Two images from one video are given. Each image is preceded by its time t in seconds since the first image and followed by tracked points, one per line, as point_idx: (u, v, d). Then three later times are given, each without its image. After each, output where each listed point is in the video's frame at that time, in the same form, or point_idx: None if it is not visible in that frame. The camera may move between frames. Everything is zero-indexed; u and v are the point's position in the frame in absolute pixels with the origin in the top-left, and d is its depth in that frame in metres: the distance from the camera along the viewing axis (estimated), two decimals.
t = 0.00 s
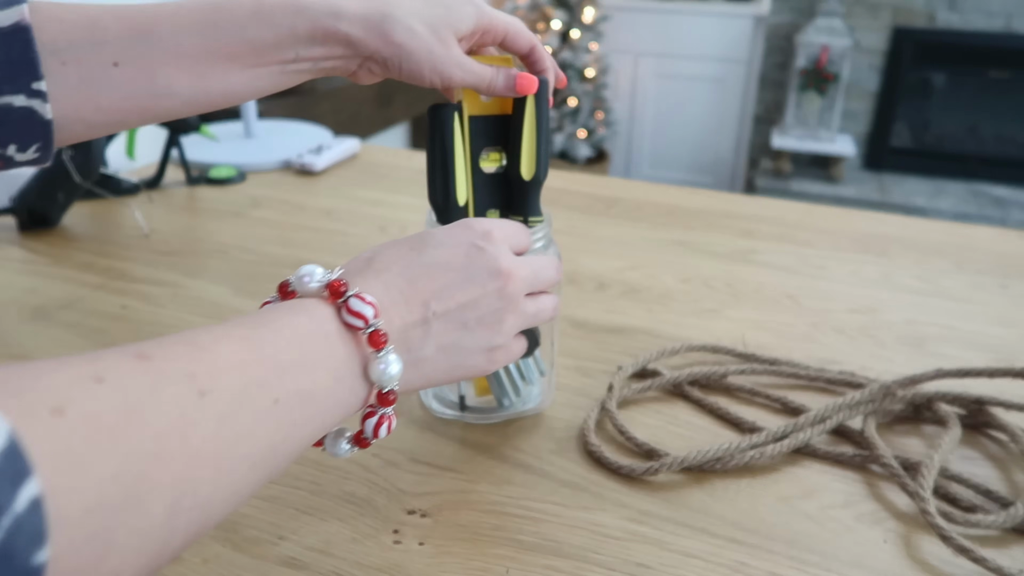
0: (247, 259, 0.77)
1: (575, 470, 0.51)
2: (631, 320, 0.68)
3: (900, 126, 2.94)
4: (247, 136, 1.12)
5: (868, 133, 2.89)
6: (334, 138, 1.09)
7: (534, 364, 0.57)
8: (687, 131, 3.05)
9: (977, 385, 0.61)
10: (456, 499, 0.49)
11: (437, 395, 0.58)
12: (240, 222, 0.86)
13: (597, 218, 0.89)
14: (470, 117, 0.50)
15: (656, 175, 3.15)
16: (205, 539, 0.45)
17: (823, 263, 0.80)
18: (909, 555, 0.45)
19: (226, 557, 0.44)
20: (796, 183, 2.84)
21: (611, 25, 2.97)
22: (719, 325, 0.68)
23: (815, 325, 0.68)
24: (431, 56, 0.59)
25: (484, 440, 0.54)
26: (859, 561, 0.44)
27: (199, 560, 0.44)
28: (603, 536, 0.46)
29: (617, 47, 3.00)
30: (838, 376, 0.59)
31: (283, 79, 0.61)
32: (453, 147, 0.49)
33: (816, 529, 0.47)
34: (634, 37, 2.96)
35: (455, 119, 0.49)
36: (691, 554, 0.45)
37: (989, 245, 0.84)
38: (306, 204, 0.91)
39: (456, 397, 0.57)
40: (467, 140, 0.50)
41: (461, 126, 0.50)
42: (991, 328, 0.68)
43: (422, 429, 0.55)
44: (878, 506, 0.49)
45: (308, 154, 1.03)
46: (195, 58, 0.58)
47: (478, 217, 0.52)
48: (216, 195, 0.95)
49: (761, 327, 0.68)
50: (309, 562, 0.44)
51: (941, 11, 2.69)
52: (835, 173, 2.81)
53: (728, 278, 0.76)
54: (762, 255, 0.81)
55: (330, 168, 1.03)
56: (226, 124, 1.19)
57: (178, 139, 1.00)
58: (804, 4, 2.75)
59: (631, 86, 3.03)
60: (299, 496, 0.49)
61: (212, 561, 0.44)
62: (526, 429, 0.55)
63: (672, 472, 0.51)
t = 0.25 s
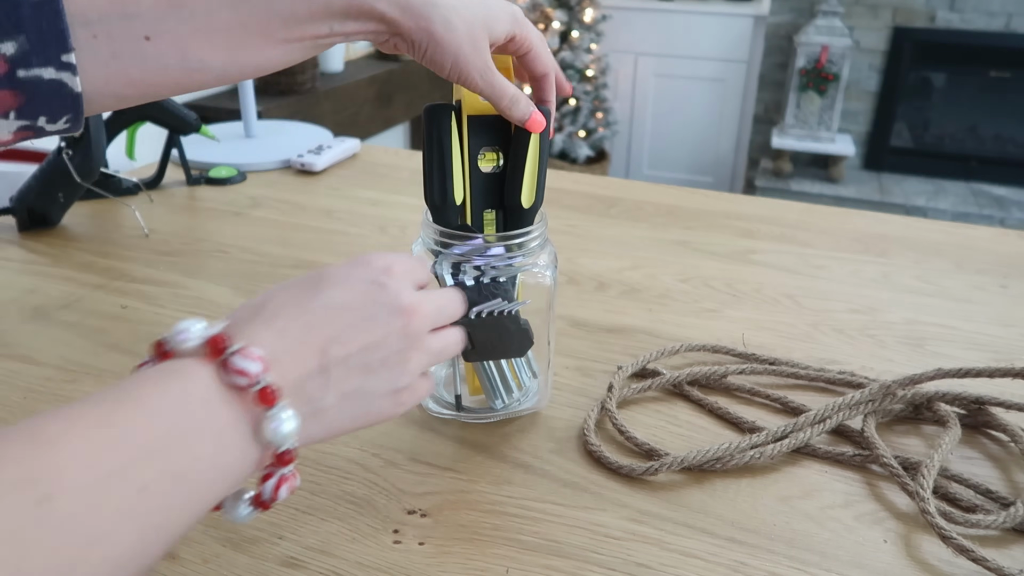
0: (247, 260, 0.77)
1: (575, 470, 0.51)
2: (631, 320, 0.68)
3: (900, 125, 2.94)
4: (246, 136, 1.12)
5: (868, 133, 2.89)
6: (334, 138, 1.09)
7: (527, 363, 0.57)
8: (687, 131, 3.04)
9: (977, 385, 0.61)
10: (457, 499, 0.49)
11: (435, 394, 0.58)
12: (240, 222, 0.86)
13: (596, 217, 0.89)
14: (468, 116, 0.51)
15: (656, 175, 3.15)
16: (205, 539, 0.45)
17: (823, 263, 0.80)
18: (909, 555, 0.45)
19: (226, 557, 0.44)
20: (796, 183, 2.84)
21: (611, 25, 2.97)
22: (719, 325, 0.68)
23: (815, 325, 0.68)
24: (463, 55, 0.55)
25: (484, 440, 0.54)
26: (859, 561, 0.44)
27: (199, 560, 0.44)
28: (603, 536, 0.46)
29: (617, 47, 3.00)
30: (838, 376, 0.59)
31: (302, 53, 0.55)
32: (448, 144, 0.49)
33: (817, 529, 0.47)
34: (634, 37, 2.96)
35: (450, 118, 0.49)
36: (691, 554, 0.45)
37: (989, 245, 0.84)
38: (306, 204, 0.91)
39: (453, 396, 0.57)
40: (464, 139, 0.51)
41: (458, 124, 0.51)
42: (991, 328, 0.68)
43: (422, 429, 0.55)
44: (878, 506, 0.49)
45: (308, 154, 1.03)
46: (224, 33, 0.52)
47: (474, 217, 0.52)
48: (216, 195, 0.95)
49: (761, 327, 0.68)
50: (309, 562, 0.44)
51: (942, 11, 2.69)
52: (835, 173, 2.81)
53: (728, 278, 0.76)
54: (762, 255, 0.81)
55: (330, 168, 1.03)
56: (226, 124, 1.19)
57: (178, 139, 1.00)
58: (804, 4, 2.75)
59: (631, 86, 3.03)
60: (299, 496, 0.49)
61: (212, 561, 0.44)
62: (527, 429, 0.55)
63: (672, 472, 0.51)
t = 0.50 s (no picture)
0: (247, 259, 0.77)
1: (575, 470, 0.51)
2: (631, 320, 0.68)
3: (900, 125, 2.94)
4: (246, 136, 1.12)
5: (868, 133, 2.89)
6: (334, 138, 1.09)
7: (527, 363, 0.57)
8: (687, 131, 3.04)
9: (977, 385, 0.61)
10: (456, 499, 0.49)
11: (434, 394, 0.58)
12: (239, 222, 0.86)
13: (596, 218, 0.89)
14: (470, 115, 0.50)
15: (656, 175, 3.14)
16: (205, 539, 0.45)
17: (823, 262, 0.80)
18: (909, 555, 0.45)
19: (225, 557, 0.44)
20: (796, 183, 2.84)
21: (611, 25, 2.97)
22: (719, 324, 0.68)
23: (815, 325, 0.68)
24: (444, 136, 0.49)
25: (484, 440, 0.54)
26: (859, 561, 0.44)
27: (199, 560, 0.44)
28: (603, 536, 0.46)
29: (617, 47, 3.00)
30: (838, 376, 0.59)
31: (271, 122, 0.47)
32: (450, 144, 0.49)
33: (817, 529, 0.47)
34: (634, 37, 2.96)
35: (453, 119, 0.49)
36: (691, 554, 0.45)
37: (990, 245, 0.84)
38: (306, 204, 0.91)
39: (452, 396, 0.57)
40: (465, 138, 0.50)
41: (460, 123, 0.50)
42: (991, 328, 0.68)
43: (422, 429, 0.55)
44: (878, 506, 0.49)
45: (308, 154, 1.03)
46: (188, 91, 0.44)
47: (475, 217, 0.52)
48: (215, 195, 0.95)
49: (761, 327, 0.68)
50: (309, 562, 0.44)
51: (942, 11, 2.69)
52: (835, 173, 2.81)
53: (728, 278, 0.76)
54: (762, 255, 0.81)
55: (330, 168, 1.03)
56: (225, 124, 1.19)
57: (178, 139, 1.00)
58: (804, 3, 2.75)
59: (631, 86, 3.03)
60: (298, 496, 0.49)
61: (212, 562, 0.44)
62: (526, 429, 0.55)
63: (672, 472, 0.51)
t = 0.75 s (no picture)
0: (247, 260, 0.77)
1: (574, 470, 0.51)
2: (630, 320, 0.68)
3: (900, 125, 2.94)
4: (247, 136, 1.12)
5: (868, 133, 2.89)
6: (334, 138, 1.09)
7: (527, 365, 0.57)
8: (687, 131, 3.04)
9: (977, 384, 0.61)
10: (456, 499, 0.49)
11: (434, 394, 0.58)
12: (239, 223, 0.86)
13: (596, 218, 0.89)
14: (468, 117, 0.51)
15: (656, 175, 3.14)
16: (206, 539, 0.46)
17: (823, 262, 0.80)
18: (908, 555, 0.45)
19: (226, 557, 0.44)
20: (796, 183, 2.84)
21: (611, 25, 2.97)
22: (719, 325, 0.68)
23: (815, 325, 0.68)
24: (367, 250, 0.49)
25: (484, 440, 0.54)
26: (859, 561, 0.44)
27: (199, 560, 0.44)
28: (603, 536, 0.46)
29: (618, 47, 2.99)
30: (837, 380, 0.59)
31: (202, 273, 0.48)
32: (448, 143, 0.49)
33: (816, 529, 0.47)
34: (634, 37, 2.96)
35: (449, 120, 0.49)
36: (691, 554, 0.45)
37: (990, 244, 0.84)
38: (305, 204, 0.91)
39: (451, 396, 0.57)
40: (465, 139, 0.51)
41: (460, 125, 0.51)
42: (991, 328, 0.68)
43: (421, 429, 0.55)
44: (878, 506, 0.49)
45: (308, 154, 1.03)
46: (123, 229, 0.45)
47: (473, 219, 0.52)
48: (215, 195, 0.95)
49: (761, 327, 0.68)
50: (309, 562, 0.44)
51: (942, 11, 2.69)
52: (835, 173, 2.81)
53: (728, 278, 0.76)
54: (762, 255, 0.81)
55: (330, 168, 1.03)
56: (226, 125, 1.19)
57: (178, 140, 1.00)
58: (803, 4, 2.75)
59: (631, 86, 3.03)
60: (299, 496, 0.49)
61: (213, 562, 0.44)
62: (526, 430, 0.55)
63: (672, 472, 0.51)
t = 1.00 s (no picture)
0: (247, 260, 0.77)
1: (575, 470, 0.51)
2: (630, 320, 0.68)
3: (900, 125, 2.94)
4: (246, 136, 1.12)
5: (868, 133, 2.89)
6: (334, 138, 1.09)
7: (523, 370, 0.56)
8: (687, 131, 3.04)
9: (978, 384, 0.61)
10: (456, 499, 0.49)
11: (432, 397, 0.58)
12: (239, 223, 0.86)
13: (596, 218, 0.89)
14: (465, 119, 0.50)
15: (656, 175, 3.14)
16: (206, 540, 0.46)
17: (823, 262, 0.80)
18: (908, 554, 0.45)
19: (226, 557, 0.44)
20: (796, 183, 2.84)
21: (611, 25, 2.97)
22: (719, 325, 0.68)
23: (815, 325, 0.68)
24: (317, 259, 0.50)
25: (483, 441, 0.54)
26: (859, 561, 0.44)
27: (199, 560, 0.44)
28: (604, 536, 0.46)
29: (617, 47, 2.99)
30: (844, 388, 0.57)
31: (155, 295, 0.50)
32: (445, 148, 0.49)
33: (817, 529, 0.47)
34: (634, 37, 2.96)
35: (445, 123, 0.49)
36: (691, 554, 0.45)
37: (989, 244, 0.84)
38: (306, 204, 0.91)
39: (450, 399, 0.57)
40: (461, 141, 0.51)
41: (456, 128, 0.51)
42: (991, 328, 0.68)
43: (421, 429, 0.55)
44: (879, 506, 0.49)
45: (308, 154, 1.03)
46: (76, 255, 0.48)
47: (471, 221, 0.52)
48: (215, 195, 0.95)
49: (761, 327, 0.68)
50: (309, 563, 0.44)
51: (942, 11, 2.69)
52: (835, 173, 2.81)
53: (727, 278, 0.76)
54: (761, 255, 0.81)
55: (330, 168, 1.03)
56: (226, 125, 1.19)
57: (178, 140, 1.00)
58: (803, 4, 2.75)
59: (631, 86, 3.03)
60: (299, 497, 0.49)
61: (213, 561, 0.44)
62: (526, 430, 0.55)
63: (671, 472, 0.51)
